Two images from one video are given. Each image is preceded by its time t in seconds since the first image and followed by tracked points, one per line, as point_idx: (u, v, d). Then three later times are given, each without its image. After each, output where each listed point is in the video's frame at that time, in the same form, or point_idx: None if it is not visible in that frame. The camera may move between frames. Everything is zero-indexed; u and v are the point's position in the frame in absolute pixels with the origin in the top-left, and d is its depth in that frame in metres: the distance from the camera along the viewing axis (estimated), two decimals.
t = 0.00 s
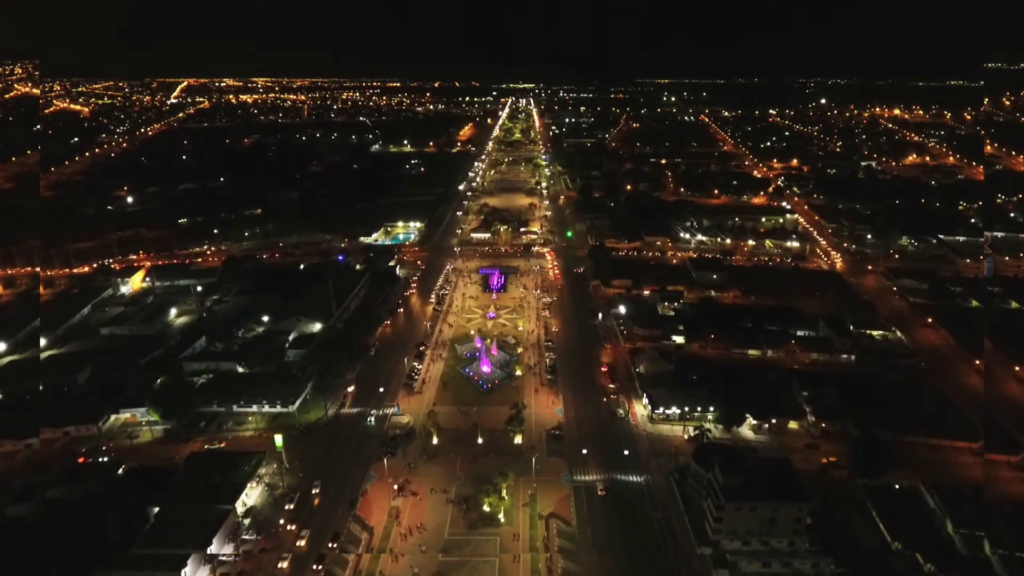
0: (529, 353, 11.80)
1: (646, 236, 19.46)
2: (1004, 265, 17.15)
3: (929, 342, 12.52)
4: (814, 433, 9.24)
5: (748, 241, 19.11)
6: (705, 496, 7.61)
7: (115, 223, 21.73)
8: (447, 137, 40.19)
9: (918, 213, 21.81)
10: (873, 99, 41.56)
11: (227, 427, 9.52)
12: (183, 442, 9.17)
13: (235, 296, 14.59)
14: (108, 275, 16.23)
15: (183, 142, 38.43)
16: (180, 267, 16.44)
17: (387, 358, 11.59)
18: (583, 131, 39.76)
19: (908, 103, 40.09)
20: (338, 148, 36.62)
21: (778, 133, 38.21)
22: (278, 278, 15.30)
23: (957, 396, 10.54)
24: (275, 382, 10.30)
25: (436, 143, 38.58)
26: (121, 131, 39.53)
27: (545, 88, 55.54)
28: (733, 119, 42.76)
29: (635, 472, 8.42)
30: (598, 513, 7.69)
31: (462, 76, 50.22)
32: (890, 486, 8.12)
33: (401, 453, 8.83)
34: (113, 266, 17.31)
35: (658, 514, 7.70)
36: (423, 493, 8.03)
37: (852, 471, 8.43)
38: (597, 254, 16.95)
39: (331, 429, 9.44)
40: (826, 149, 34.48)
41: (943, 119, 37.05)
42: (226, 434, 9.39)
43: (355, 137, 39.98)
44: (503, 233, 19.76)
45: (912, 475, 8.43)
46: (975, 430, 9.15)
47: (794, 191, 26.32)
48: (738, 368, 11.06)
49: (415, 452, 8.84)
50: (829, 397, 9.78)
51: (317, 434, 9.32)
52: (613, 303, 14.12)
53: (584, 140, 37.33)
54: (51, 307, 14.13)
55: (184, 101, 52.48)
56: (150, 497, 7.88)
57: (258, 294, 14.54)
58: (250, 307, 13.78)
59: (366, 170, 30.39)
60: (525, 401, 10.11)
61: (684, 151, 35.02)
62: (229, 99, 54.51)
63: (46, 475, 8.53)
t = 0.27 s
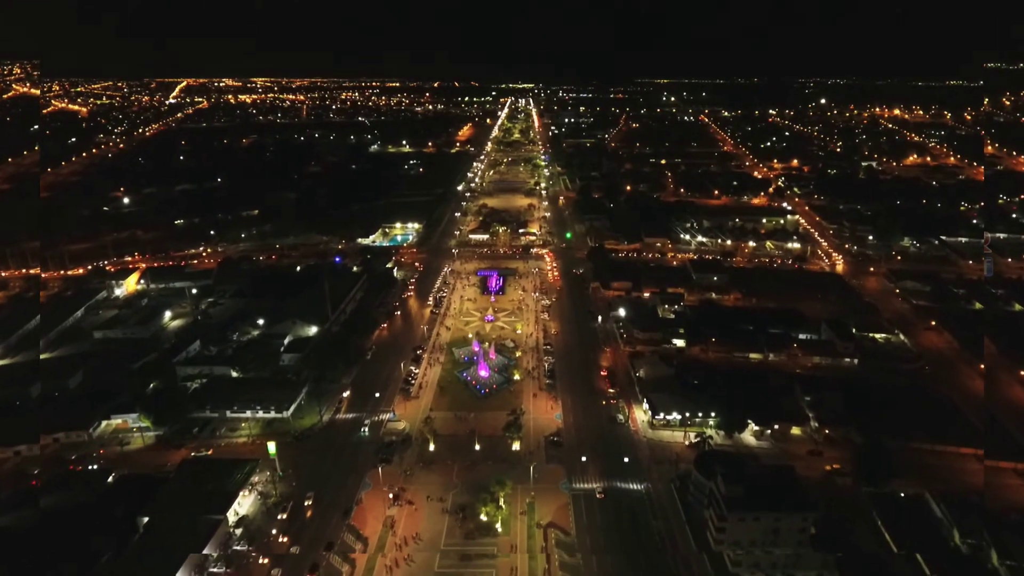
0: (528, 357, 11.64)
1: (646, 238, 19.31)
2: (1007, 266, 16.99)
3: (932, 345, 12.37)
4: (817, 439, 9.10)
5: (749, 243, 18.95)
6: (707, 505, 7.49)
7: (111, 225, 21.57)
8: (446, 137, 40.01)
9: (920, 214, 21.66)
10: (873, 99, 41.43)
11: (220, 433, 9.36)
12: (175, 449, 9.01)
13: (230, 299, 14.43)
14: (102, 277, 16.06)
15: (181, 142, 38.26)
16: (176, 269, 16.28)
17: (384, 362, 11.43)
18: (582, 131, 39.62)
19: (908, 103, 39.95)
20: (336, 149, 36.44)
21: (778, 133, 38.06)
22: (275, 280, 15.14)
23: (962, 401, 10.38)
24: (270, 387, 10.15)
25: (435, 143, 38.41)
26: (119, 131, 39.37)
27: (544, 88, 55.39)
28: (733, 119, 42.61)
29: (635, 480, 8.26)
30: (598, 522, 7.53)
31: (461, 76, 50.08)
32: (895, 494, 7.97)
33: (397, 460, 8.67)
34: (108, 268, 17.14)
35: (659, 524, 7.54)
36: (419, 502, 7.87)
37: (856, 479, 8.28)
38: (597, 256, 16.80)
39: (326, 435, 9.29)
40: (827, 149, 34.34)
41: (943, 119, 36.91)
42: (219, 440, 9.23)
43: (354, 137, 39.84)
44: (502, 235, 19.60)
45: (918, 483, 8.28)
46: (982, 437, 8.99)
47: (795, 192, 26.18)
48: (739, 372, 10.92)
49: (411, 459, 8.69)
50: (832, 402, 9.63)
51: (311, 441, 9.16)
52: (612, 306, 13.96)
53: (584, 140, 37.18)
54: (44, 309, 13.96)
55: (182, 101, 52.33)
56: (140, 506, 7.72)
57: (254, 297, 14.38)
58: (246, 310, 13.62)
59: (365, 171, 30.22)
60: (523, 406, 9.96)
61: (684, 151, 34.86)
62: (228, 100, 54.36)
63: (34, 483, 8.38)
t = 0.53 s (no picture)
0: (527, 361, 11.48)
1: (646, 239, 19.15)
2: (1011, 268, 16.84)
3: (937, 349, 12.20)
4: (820, 445, 8.93)
5: (750, 244, 18.78)
6: (709, 515, 7.34)
7: (107, 226, 21.42)
8: (445, 138, 39.86)
9: (921, 215, 21.51)
10: (873, 99, 41.29)
11: (213, 439, 9.20)
12: (167, 456, 8.84)
13: (226, 302, 14.28)
14: (97, 280, 15.91)
15: (179, 143, 38.09)
16: (171, 271, 16.13)
17: (381, 366, 11.27)
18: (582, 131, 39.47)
19: (908, 103, 39.81)
20: (335, 149, 36.28)
21: (778, 133, 37.91)
22: (271, 283, 14.98)
23: (967, 405, 10.22)
24: (264, 392, 9.99)
25: (434, 144, 38.26)
26: (117, 132, 39.21)
27: (544, 88, 55.22)
28: (733, 120, 42.45)
29: (636, 489, 8.10)
30: (597, 533, 7.36)
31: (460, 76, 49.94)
32: (901, 503, 7.81)
33: (393, 468, 8.51)
34: (102, 270, 16.97)
35: (660, 534, 7.38)
36: (415, 512, 7.71)
37: (861, 487, 8.11)
38: (597, 258, 16.64)
39: (321, 442, 9.14)
40: (827, 150, 34.18)
41: (943, 119, 36.78)
42: (212, 446, 9.07)
43: (353, 138, 39.69)
44: (501, 236, 19.44)
45: (924, 491, 8.11)
46: (988, 444, 8.83)
47: (795, 192, 26.04)
48: (740, 377, 10.76)
49: (407, 467, 8.54)
50: (836, 407, 9.46)
51: (306, 448, 9.01)
52: (612, 308, 13.80)
53: (583, 141, 37.03)
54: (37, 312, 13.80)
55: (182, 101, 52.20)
56: (130, 517, 7.56)
57: (249, 299, 14.22)
58: (242, 313, 13.45)
59: (363, 171, 30.07)
60: (522, 412, 9.80)
61: (684, 151, 34.71)
62: (227, 100, 54.22)
63: (22, 492, 8.21)
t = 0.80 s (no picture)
0: (525, 365, 11.33)
1: (646, 241, 18.98)
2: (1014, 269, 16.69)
3: (941, 352, 12.05)
4: (824, 452, 8.78)
5: (751, 246, 18.63)
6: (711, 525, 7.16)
7: (103, 227, 21.25)
8: (444, 138, 39.69)
9: (923, 216, 21.37)
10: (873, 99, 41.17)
11: (206, 446, 9.04)
12: (159, 464, 8.68)
13: (221, 304, 14.11)
14: (92, 282, 15.75)
15: (177, 143, 37.89)
16: (167, 274, 15.97)
17: (377, 371, 11.11)
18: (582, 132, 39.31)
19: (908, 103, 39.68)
20: (333, 149, 36.11)
21: (779, 134, 37.76)
22: (268, 285, 14.82)
23: (973, 410, 10.06)
24: (259, 398, 9.84)
25: (433, 144, 38.11)
26: (116, 132, 39.05)
27: (543, 88, 55.06)
28: (733, 120, 42.31)
29: (636, 497, 7.94)
30: (597, 543, 7.20)
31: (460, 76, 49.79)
32: (907, 512, 7.66)
33: (388, 476, 8.35)
34: (97, 272, 16.80)
35: (661, 545, 7.22)
36: (410, 521, 7.54)
37: (866, 495, 7.96)
38: (596, 260, 16.49)
39: (316, 449, 8.98)
40: (828, 150, 34.03)
41: (944, 119, 36.64)
42: (205, 453, 8.91)
43: (352, 138, 39.53)
44: (500, 237, 19.28)
45: (930, 499, 7.96)
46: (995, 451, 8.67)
47: (796, 193, 25.89)
48: (742, 381, 10.61)
49: (403, 474, 8.38)
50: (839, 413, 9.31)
51: (300, 455, 8.85)
52: (612, 311, 13.65)
53: (583, 141, 36.89)
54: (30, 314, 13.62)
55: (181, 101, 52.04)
56: (119, 526, 7.40)
57: (245, 302, 14.06)
58: (237, 317, 13.29)
59: (362, 172, 29.91)
60: (521, 418, 9.64)
61: (684, 151, 34.55)
62: (226, 100, 54.06)
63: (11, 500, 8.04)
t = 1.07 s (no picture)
0: (524, 369, 11.16)
1: (646, 242, 18.81)
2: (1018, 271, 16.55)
3: (945, 356, 11.90)
4: (828, 459, 8.62)
5: (752, 247, 18.46)
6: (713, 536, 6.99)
7: (98, 229, 21.07)
8: (443, 138, 39.53)
9: (925, 217, 21.23)
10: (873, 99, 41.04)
11: (198, 453, 8.87)
12: (150, 472, 8.51)
13: (217, 307, 13.94)
14: (86, 284, 15.58)
15: (176, 143, 37.71)
16: (162, 276, 15.80)
17: (374, 375, 10.95)
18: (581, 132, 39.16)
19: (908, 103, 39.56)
20: (332, 150, 35.95)
21: (779, 134, 37.61)
22: (264, 287, 14.65)
23: (979, 416, 9.89)
24: (253, 404, 9.68)
25: (432, 144, 37.96)
26: (114, 132, 38.86)
27: (543, 88, 54.90)
28: (733, 120, 42.16)
29: (637, 506, 7.78)
30: (596, 554, 7.03)
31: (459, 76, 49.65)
32: (914, 521, 7.50)
33: (383, 484, 8.19)
34: (91, 274, 16.63)
35: (662, 556, 7.05)
36: (405, 532, 7.38)
37: (871, 504, 7.80)
38: (596, 262, 16.33)
39: (311, 456, 8.82)
40: (828, 150, 33.88)
41: (945, 119, 36.52)
42: (197, 460, 8.75)
43: (350, 138, 39.39)
44: (498, 239, 19.10)
45: (936, 508, 7.81)
46: (1001, 458, 8.52)
47: (797, 194, 25.74)
48: (744, 386, 10.44)
49: (399, 483, 8.21)
50: (843, 419, 9.14)
51: (294, 462, 8.69)
52: (612, 314, 13.48)
53: (582, 141, 36.73)
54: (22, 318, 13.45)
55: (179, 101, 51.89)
56: (108, 537, 7.23)
57: (240, 305, 13.89)
58: (232, 320, 13.12)
59: (360, 172, 29.76)
60: (519, 424, 9.47)
61: (684, 152, 34.39)
62: (225, 100, 53.92)
63: None
